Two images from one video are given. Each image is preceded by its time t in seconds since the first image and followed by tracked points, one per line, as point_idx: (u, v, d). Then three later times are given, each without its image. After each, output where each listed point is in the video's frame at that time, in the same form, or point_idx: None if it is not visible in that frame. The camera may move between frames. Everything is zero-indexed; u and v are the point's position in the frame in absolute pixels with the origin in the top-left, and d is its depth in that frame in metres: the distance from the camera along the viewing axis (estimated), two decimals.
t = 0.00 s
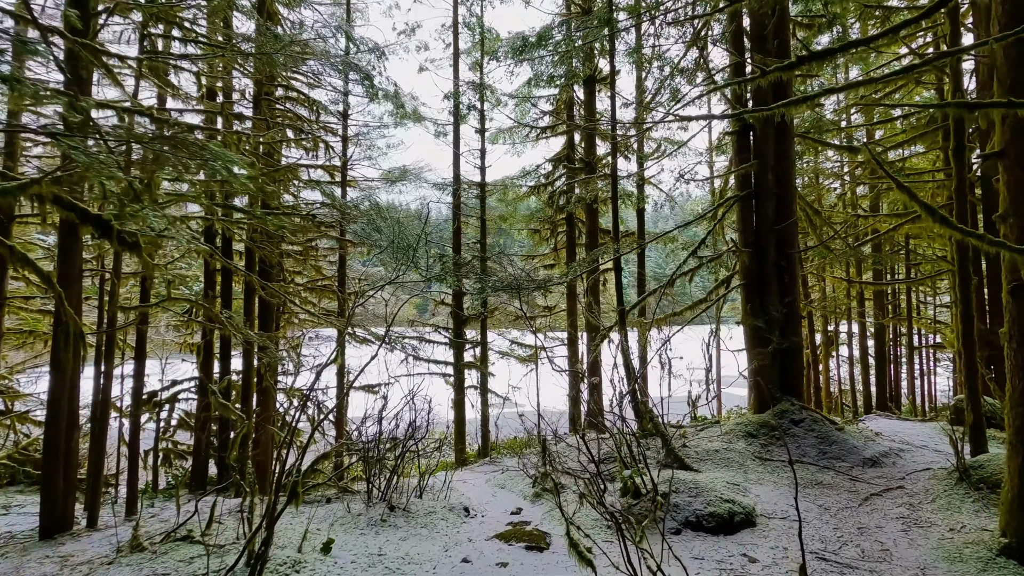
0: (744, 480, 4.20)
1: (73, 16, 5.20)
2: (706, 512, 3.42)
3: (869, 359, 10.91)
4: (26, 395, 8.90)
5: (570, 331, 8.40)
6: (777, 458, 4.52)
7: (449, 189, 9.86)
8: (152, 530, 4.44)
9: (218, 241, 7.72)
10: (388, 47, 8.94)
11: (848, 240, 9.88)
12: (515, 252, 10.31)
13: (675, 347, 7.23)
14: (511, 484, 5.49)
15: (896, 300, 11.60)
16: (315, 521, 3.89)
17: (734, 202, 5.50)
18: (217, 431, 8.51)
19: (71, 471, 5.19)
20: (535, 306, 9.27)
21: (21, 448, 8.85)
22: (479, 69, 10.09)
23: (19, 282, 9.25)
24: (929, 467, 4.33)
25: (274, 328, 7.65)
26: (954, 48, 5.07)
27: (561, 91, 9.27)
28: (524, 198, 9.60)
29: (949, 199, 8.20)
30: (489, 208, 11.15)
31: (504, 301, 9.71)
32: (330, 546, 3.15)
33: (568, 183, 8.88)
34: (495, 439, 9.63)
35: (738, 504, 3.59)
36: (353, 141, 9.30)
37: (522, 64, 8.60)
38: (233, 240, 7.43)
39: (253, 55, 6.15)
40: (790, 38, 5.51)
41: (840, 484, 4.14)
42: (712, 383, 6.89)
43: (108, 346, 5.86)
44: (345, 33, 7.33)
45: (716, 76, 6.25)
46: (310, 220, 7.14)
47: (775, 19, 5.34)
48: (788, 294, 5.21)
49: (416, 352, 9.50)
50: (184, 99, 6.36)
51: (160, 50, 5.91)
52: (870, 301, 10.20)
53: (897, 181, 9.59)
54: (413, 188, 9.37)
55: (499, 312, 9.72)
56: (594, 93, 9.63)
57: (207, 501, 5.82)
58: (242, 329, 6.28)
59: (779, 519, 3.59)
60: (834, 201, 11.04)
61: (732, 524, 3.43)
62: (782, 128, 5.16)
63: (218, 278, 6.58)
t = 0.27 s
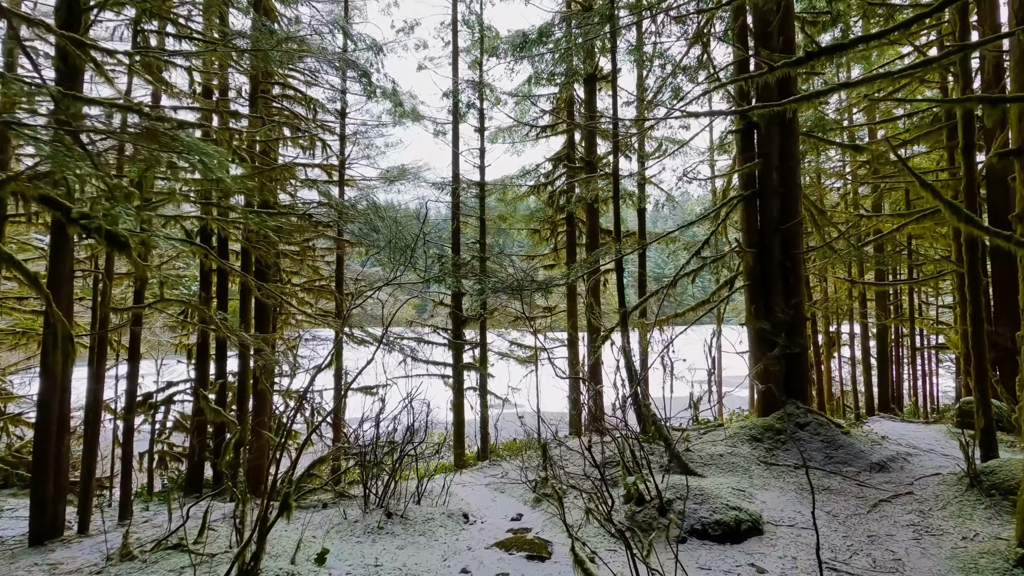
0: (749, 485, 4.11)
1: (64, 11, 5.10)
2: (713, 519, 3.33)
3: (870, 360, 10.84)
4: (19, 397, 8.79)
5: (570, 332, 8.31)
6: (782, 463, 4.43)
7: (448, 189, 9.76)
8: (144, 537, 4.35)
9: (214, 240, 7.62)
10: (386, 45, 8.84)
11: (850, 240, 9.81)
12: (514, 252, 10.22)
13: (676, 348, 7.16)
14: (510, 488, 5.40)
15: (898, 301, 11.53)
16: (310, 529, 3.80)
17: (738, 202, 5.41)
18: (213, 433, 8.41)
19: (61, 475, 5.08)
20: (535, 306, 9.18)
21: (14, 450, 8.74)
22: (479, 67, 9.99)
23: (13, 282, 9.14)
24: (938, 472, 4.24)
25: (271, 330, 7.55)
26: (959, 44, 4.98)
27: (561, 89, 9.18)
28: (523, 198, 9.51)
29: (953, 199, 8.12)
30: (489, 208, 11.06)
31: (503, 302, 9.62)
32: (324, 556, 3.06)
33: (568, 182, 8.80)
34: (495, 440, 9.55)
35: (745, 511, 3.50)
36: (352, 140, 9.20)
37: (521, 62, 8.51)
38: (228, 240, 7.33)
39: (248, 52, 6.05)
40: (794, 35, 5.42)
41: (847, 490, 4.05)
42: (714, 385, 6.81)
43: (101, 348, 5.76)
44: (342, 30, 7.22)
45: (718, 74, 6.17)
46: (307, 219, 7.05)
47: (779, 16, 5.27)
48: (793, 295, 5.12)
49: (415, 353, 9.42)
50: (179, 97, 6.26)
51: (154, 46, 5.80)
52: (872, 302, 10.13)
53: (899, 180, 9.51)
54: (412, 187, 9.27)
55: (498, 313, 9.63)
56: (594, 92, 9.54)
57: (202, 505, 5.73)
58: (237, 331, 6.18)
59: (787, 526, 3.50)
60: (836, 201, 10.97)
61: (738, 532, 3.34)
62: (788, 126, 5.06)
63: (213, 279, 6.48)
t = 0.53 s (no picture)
0: (755, 490, 4.01)
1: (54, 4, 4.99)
2: (719, 526, 3.23)
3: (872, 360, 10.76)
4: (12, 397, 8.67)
5: (571, 333, 8.22)
6: (789, 466, 4.33)
7: (447, 188, 9.67)
8: (134, 543, 4.23)
9: (209, 239, 7.51)
10: (385, 42, 8.74)
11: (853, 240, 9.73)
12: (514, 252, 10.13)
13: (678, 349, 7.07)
14: (511, 491, 5.30)
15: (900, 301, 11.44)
16: (305, 535, 3.69)
17: (743, 200, 5.32)
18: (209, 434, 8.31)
19: (51, 479, 4.97)
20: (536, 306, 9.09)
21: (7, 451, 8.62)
22: (478, 65, 9.89)
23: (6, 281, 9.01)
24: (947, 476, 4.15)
25: (267, 330, 7.45)
26: (967, 37, 4.87)
27: (561, 87, 9.08)
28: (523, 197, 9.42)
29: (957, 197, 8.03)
30: (488, 207, 10.96)
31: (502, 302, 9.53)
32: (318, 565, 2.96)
33: (569, 181, 8.70)
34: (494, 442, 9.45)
35: (752, 517, 3.40)
36: (350, 138, 9.10)
37: (521, 58, 8.40)
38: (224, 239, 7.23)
39: (243, 48, 5.94)
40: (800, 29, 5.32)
41: (856, 495, 3.95)
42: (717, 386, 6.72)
43: (92, 349, 5.64)
44: (340, 26, 7.13)
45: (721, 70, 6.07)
46: (303, 217, 6.94)
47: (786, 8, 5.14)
48: (799, 295, 5.03)
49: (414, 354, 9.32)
50: (172, 93, 6.14)
51: (147, 41, 5.69)
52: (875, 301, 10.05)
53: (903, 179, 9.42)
54: (410, 186, 9.17)
55: (498, 313, 9.54)
56: (595, 89, 9.44)
57: (196, 509, 5.62)
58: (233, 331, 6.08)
59: (795, 532, 3.40)
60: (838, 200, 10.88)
61: (746, 540, 3.24)
62: (794, 121, 4.96)
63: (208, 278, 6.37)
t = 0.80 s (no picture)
0: (761, 494, 3.91)
1: None
2: (726, 533, 3.12)
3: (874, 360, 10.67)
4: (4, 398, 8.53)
5: (571, 333, 8.11)
6: (795, 469, 4.23)
7: (446, 186, 9.56)
8: (124, 549, 4.12)
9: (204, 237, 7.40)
10: (383, 38, 8.63)
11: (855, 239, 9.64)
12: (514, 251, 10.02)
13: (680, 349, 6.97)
14: (510, 494, 5.20)
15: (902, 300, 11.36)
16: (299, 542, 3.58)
17: (747, 197, 5.22)
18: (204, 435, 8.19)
19: (40, 482, 4.84)
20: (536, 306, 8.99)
21: None
22: (478, 62, 9.78)
23: None
24: (958, 480, 4.05)
25: (263, 330, 7.34)
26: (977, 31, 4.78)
27: (562, 84, 8.97)
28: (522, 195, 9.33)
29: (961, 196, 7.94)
30: (488, 205, 10.85)
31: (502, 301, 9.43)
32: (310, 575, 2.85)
33: (569, 179, 8.60)
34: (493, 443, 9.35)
35: (760, 523, 3.30)
36: (348, 136, 8.99)
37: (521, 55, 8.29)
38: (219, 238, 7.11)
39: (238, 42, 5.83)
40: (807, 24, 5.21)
41: (865, 499, 3.85)
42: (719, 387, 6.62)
43: (83, 349, 5.52)
44: (337, 21, 7.03)
45: (725, 66, 5.96)
46: (299, 215, 6.83)
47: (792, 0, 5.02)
48: (805, 294, 4.92)
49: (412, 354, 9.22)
50: (166, 88, 6.03)
51: (139, 35, 5.57)
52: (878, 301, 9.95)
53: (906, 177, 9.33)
54: (409, 184, 9.06)
55: (498, 313, 9.44)
56: (595, 87, 9.33)
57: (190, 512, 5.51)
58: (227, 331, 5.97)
59: (804, 539, 3.30)
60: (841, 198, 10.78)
61: (754, 547, 3.13)
62: (800, 117, 4.85)
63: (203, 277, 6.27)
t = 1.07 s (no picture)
0: (769, 500, 3.80)
1: None
2: (735, 541, 3.02)
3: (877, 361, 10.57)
4: None
5: (572, 333, 8.00)
6: (802, 474, 4.12)
7: (445, 184, 9.45)
8: (113, 555, 4.01)
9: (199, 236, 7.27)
10: (382, 34, 8.53)
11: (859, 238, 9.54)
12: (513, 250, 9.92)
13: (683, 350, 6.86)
14: (510, 498, 5.09)
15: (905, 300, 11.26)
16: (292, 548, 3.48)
17: (752, 194, 5.11)
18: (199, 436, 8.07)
19: (29, 485, 4.74)
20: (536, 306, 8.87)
21: None
22: (477, 58, 9.68)
23: None
24: (970, 484, 3.95)
25: (259, 330, 7.23)
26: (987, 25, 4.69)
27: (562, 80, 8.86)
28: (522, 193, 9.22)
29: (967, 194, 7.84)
30: (487, 204, 10.74)
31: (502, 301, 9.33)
32: None
33: (570, 177, 8.49)
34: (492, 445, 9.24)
35: (769, 530, 3.19)
36: (346, 133, 8.87)
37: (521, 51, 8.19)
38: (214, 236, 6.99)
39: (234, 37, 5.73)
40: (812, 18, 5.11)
41: (875, 504, 3.74)
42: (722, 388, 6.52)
43: (74, 349, 5.41)
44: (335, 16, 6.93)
45: (729, 62, 5.86)
46: (296, 214, 6.71)
47: None
48: (811, 293, 4.82)
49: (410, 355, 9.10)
50: (160, 84, 5.92)
51: (132, 28, 5.46)
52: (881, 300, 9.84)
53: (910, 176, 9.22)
54: (408, 182, 8.95)
55: (498, 313, 9.32)
56: (596, 84, 9.23)
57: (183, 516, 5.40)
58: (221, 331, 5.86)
59: (814, 547, 3.19)
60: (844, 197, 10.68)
61: (763, 555, 3.03)
62: (807, 112, 4.74)
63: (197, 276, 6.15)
